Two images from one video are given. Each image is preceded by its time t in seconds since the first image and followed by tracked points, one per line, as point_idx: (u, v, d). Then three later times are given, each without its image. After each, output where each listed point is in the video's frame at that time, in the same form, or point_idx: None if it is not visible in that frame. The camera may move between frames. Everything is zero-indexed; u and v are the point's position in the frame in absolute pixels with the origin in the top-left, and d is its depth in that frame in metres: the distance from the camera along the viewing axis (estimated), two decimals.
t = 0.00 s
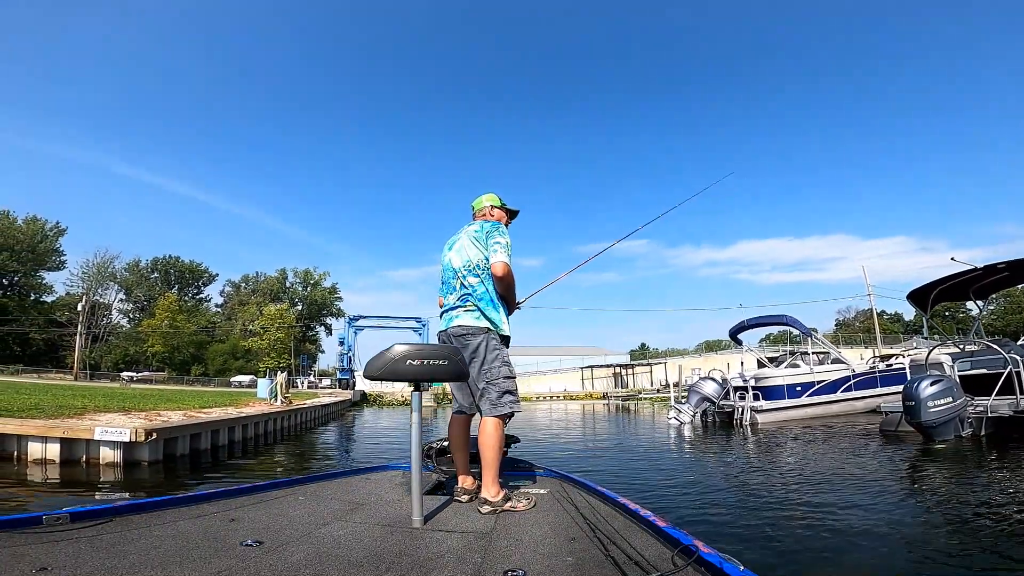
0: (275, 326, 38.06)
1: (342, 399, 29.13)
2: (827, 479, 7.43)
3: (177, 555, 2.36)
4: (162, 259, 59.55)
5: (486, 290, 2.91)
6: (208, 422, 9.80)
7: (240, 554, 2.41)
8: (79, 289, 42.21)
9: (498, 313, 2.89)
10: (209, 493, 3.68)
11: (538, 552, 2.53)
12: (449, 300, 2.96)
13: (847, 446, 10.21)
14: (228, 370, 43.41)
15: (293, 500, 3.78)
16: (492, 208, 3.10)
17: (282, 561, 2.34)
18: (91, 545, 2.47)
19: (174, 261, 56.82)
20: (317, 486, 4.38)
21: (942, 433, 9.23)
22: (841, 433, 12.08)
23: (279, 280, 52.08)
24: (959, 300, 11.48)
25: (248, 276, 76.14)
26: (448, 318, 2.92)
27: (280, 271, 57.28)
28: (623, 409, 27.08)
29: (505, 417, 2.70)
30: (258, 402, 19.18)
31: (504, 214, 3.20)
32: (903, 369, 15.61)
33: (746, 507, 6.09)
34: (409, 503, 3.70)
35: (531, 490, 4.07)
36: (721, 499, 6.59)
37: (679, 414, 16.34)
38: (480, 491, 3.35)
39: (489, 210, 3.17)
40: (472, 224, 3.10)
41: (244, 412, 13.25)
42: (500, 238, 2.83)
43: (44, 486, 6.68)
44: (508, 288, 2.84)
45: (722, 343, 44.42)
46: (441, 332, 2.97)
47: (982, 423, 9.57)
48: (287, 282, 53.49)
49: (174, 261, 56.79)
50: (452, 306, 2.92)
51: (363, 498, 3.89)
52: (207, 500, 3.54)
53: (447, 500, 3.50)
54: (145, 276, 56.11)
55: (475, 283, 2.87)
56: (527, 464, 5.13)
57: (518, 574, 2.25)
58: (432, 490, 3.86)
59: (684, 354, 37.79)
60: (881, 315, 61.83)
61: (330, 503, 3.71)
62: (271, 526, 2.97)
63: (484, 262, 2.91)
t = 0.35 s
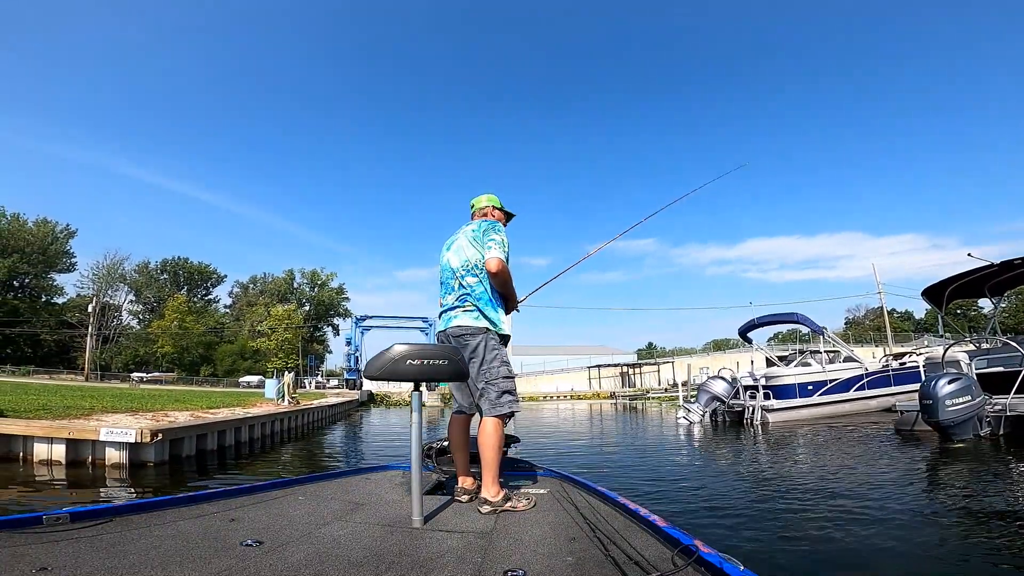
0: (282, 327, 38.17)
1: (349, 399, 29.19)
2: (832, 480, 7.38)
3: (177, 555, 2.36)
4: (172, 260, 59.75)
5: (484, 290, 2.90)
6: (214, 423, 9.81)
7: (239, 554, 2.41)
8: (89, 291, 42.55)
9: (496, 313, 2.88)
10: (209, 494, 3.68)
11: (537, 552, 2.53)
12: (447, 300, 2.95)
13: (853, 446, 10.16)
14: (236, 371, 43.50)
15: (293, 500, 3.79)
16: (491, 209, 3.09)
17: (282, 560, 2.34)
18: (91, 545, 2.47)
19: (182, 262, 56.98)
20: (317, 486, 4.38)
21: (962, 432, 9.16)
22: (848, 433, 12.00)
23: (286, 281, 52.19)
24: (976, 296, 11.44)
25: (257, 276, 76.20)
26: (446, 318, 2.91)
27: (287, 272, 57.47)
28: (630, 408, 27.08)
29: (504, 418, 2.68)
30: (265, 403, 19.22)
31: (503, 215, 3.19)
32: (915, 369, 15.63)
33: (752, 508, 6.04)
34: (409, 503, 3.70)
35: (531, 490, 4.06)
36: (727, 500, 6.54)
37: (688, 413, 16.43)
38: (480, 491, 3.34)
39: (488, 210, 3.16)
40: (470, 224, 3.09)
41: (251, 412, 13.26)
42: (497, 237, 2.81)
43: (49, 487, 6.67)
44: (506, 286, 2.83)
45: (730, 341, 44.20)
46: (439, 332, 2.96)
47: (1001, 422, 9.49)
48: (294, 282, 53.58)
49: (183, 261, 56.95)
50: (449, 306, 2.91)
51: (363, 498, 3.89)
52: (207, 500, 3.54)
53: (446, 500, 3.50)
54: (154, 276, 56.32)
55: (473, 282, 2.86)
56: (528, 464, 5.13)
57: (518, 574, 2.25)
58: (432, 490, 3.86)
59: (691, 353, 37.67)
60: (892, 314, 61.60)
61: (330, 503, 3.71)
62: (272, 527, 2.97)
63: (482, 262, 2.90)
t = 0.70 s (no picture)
0: (290, 327, 38.54)
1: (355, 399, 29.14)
2: (839, 481, 7.32)
3: (177, 555, 2.36)
4: (181, 261, 60.00)
5: (483, 290, 2.88)
6: (221, 423, 9.75)
7: (239, 554, 2.41)
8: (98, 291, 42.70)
9: (495, 312, 2.85)
10: (209, 494, 3.68)
11: (538, 553, 2.52)
12: (445, 301, 2.92)
13: (860, 447, 10.09)
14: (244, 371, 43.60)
15: (293, 500, 3.79)
16: (489, 208, 3.07)
17: (282, 561, 2.34)
18: (91, 545, 2.47)
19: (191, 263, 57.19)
20: (317, 487, 4.38)
21: (980, 432, 9.07)
22: (856, 433, 11.94)
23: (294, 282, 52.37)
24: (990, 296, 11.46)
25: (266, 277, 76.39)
26: (444, 319, 2.89)
27: (294, 273, 57.59)
28: (638, 408, 27.05)
29: (504, 420, 2.66)
30: (273, 403, 19.28)
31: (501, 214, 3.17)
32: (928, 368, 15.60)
33: (758, 509, 5.98)
34: (409, 503, 3.70)
35: (532, 490, 4.05)
36: (733, 501, 6.48)
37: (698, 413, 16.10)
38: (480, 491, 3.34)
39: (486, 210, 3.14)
40: (468, 223, 3.06)
41: (257, 412, 13.28)
42: (495, 236, 2.78)
43: (53, 488, 6.61)
44: (504, 284, 2.80)
45: (738, 340, 44.04)
46: (438, 333, 2.94)
47: (1018, 423, 9.42)
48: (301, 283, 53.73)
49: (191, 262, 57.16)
50: (448, 306, 2.88)
51: (364, 498, 3.89)
52: (207, 500, 3.54)
53: (446, 500, 3.49)
54: (164, 277, 56.59)
55: (472, 283, 2.84)
56: (528, 464, 5.13)
57: (518, 574, 2.24)
58: (432, 490, 3.85)
59: (699, 353, 37.55)
60: (902, 313, 61.46)
61: (330, 504, 3.71)
62: (272, 527, 2.97)
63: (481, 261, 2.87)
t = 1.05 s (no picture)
0: (298, 326, 39.01)
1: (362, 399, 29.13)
2: (846, 482, 7.26)
3: (176, 555, 2.34)
4: (189, 261, 60.09)
5: (486, 288, 2.79)
6: (226, 423, 9.70)
7: (239, 554, 2.38)
8: (108, 292, 42.85)
9: (500, 312, 2.78)
10: (210, 494, 3.66)
11: (538, 552, 2.49)
12: (447, 300, 2.83)
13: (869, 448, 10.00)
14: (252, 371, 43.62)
15: (294, 500, 3.77)
16: (490, 205, 2.97)
17: (282, 560, 2.31)
18: (90, 545, 2.45)
19: (200, 263, 57.28)
20: (317, 487, 4.36)
21: (998, 433, 8.97)
22: (865, 433, 11.88)
23: (301, 282, 52.47)
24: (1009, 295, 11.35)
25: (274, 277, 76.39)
26: (447, 320, 2.81)
27: (302, 273, 57.67)
28: (645, 408, 27.02)
29: (502, 421, 2.60)
30: (280, 402, 19.27)
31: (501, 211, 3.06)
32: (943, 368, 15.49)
33: (764, 511, 5.93)
34: (409, 503, 3.68)
35: (532, 490, 4.03)
36: (740, 502, 6.42)
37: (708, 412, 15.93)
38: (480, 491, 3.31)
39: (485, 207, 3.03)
40: (469, 221, 2.96)
41: (264, 412, 13.26)
42: (498, 233, 2.70)
43: (58, 488, 6.59)
44: (508, 282, 2.72)
45: (746, 340, 43.84)
46: (440, 333, 2.86)
47: None
48: (309, 283, 53.78)
49: (200, 262, 57.26)
50: (451, 307, 2.79)
51: (364, 498, 3.88)
52: (207, 500, 3.52)
53: (447, 500, 3.46)
54: (173, 277, 56.71)
55: (475, 283, 2.76)
56: (528, 464, 5.11)
57: (518, 574, 2.21)
58: (431, 490, 3.83)
59: (707, 352, 37.41)
60: (912, 313, 61.08)
61: (330, 503, 3.69)
62: (272, 527, 2.95)
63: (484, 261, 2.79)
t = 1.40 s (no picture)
0: (306, 327, 39.24)
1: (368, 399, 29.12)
2: (852, 483, 7.22)
3: (177, 555, 2.33)
4: (197, 263, 60.16)
5: (491, 286, 2.79)
6: (231, 424, 9.65)
7: (240, 554, 2.38)
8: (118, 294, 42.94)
9: (503, 311, 2.79)
10: (209, 494, 3.66)
11: (538, 552, 2.49)
12: (448, 293, 2.79)
13: (877, 449, 9.96)
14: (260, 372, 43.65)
15: (294, 500, 3.76)
16: (501, 202, 2.96)
17: (283, 560, 2.31)
18: (90, 545, 2.44)
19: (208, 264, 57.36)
20: (317, 487, 4.36)
21: (1018, 432, 8.92)
22: (873, 433, 11.85)
23: (308, 283, 52.53)
24: None
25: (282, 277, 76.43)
26: (447, 314, 2.76)
27: (309, 275, 57.71)
28: (653, 408, 26.97)
29: (499, 420, 2.59)
30: (287, 403, 19.26)
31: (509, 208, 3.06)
32: (956, 365, 15.51)
33: (770, 512, 5.90)
34: (409, 503, 3.68)
35: (532, 491, 4.02)
36: (746, 502, 6.38)
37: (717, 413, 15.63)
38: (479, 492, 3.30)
39: (494, 202, 3.01)
40: (479, 214, 2.93)
41: (271, 413, 13.27)
42: (511, 230, 2.69)
43: (62, 489, 6.54)
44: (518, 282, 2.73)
45: (754, 340, 43.71)
46: (440, 328, 2.82)
47: None
48: (315, 285, 53.82)
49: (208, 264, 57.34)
50: (452, 301, 2.75)
51: (364, 498, 3.87)
52: (207, 500, 3.52)
53: (447, 500, 3.46)
54: (181, 279, 56.82)
55: (481, 278, 2.74)
56: (528, 464, 5.10)
57: (518, 574, 2.21)
58: (431, 490, 3.83)
59: (715, 352, 37.33)
60: (922, 312, 60.90)
61: (330, 503, 3.69)
62: (272, 527, 2.95)
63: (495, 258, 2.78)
